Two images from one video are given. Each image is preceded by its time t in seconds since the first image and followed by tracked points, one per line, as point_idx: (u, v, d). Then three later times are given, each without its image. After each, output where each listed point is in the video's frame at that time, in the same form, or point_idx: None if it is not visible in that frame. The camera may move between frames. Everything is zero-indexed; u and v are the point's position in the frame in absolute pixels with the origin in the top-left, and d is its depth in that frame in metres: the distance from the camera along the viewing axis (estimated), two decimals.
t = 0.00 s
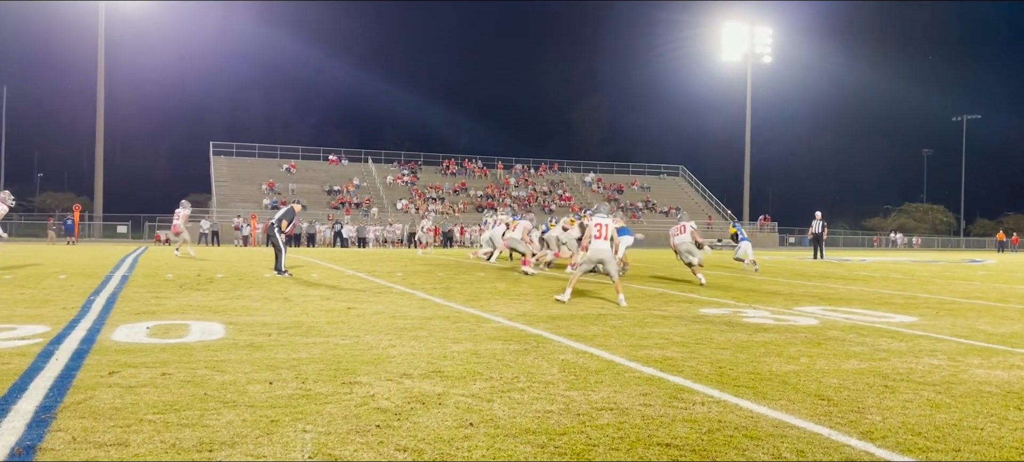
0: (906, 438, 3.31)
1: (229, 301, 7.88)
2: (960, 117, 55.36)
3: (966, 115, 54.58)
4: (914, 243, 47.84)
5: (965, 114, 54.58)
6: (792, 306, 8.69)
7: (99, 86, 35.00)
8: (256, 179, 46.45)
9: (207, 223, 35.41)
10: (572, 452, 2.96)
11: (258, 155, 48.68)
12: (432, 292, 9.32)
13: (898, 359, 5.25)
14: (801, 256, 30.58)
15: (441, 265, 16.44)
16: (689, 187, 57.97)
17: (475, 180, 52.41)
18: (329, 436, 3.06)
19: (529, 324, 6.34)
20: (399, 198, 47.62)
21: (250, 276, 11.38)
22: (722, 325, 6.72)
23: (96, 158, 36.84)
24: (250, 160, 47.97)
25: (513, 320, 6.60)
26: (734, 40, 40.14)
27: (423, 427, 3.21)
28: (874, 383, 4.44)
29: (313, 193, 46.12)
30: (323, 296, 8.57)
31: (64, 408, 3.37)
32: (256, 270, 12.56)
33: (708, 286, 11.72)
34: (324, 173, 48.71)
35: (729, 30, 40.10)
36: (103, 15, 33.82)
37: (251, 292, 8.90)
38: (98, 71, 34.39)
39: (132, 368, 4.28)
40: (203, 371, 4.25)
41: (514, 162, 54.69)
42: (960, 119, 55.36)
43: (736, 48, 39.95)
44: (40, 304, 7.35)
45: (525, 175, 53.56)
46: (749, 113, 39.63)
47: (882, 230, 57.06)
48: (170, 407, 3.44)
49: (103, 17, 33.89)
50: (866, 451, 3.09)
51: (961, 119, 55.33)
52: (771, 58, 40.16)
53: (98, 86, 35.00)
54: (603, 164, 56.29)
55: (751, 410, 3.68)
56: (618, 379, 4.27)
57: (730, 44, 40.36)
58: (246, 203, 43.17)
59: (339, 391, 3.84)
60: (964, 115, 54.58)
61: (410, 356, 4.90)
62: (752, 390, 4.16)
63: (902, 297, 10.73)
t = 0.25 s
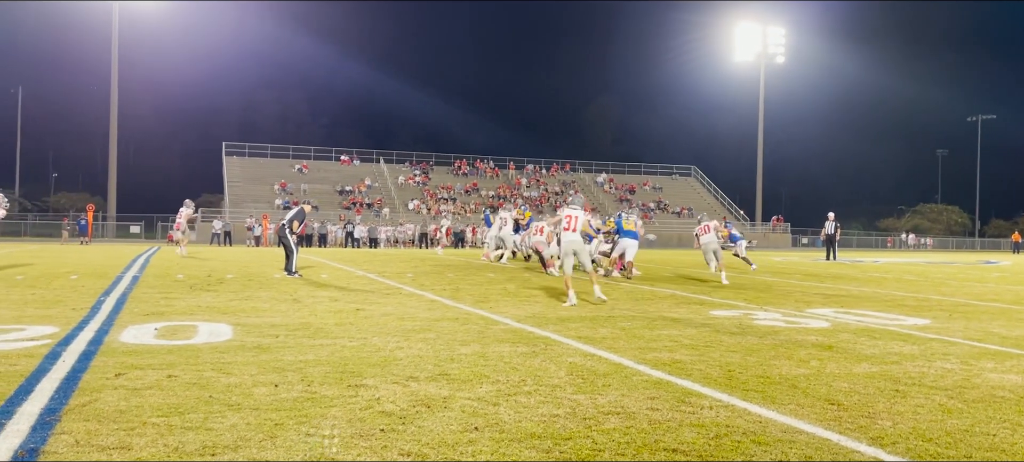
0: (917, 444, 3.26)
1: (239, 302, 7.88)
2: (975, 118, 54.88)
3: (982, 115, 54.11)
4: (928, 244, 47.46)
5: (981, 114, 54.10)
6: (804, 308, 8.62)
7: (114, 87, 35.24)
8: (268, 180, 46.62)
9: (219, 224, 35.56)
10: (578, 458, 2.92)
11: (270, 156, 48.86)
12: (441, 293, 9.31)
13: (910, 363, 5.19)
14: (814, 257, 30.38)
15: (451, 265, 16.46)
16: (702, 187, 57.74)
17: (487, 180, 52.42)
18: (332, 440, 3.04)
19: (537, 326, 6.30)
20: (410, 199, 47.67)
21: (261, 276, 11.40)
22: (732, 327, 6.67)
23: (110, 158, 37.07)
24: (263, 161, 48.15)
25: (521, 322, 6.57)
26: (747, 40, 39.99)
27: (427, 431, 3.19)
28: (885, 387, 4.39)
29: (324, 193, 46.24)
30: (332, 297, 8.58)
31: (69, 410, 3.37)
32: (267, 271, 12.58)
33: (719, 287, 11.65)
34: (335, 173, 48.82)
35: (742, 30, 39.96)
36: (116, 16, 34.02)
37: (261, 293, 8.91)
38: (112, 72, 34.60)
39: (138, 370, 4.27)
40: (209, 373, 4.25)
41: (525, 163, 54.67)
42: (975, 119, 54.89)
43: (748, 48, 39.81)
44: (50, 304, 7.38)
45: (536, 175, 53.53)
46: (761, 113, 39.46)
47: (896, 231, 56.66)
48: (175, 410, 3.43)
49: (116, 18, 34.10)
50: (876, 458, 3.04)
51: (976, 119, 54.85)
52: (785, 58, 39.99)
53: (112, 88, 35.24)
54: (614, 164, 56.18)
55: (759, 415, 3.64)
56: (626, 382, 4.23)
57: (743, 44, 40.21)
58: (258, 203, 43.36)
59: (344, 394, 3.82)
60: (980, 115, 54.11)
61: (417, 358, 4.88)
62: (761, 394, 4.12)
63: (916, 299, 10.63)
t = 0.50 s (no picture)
0: (935, 448, 3.22)
1: (254, 302, 7.91)
2: (995, 117, 54.29)
3: (1001, 115, 53.51)
4: (947, 245, 47.02)
5: (1001, 114, 53.52)
6: (820, 309, 8.55)
7: (132, 89, 35.56)
8: (284, 180, 46.84)
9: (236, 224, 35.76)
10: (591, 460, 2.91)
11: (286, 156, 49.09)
12: (455, 293, 9.30)
13: (928, 365, 5.13)
14: (831, 258, 30.14)
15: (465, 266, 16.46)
16: (717, 188, 57.48)
17: (501, 181, 52.44)
18: (345, 441, 3.04)
19: (551, 327, 6.29)
20: (425, 199, 47.74)
21: (276, 276, 11.45)
22: (747, 329, 6.62)
23: (127, 159, 37.37)
24: (278, 161, 48.39)
25: (535, 323, 6.56)
26: (763, 40, 39.81)
27: (440, 432, 3.18)
28: (903, 390, 4.34)
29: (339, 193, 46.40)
30: (346, 297, 8.60)
31: (84, 410, 3.39)
32: (282, 271, 12.63)
33: (734, 288, 11.59)
34: (350, 174, 48.98)
35: (757, 30, 39.80)
36: (134, 17, 34.30)
37: (276, 293, 8.94)
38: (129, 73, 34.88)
39: (154, 370, 4.30)
40: (224, 373, 4.27)
41: (540, 163, 54.64)
42: (995, 119, 54.30)
43: (764, 48, 39.62)
44: (68, 305, 7.43)
45: (551, 176, 53.50)
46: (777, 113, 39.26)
47: (914, 231, 56.17)
48: (189, 410, 3.45)
49: (134, 19, 34.38)
50: None
51: (996, 119, 54.26)
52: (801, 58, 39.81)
53: (131, 89, 35.57)
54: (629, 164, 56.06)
55: (774, 418, 3.61)
56: (640, 384, 4.21)
57: (758, 44, 40.03)
58: (274, 203, 43.60)
59: (357, 395, 3.83)
60: (1000, 114, 53.52)
61: (430, 359, 4.87)
62: (777, 396, 4.08)
63: (933, 300, 10.51)
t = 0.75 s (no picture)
0: (961, 453, 3.17)
1: (272, 302, 7.94)
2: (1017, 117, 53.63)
3: None
4: (968, 246, 46.56)
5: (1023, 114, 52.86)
6: (840, 311, 8.46)
7: (152, 90, 35.88)
8: (301, 181, 47.07)
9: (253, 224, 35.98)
10: None
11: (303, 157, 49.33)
12: (472, 294, 9.30)
13: (951, 369, 5.07)
14: (850, 259, 29.86)
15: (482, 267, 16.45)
16: (734, 188, 57.16)
17: (517, 181, 52.43)
18: (364, 442, 3.04)
19: (569, 329, 6.26)
20: (441, 200, 47.81)
21: (294, 277, 11.48)
22: (767, 331, 6.56)
23: (147, 160, 37.70)
24: (296, 162, 48.64)
25: (553, 324, 6.54)
26: (780, 40, 39.54)
27: (459, 435, 3.17)
28: (926, 394, 4.28)
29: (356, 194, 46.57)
30: (363, 297, 8.62)
31: (106, 410, 3.41)
32: (300, 271, 12.68)
33: (752, 290, 11.51)
34: (367, 174, 49.15)
35: (774, 30, 39.55)
36: (153, 19, 34.60)
37: (294, 293, 8.96)
38: (149, 74, 35.19)
39: (174, 370, 4.32)
40: (243, 373, 4.28)
41: (556, 164, 54.60)
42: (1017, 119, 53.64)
43: (782, 47, 39.33)
44: (89, 305, 7.48)
45: (567, 176, 53.43)
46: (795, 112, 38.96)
47: (934, 232, 55.61)
48: (209, 411, 3.46)
49: (153, 21, 34.68)
50: None
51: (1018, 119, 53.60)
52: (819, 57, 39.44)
53: (150, 91, 35.89)
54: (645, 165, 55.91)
55: (796, 421, 3.58)
56: (659, 387, 4.18)
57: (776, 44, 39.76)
58: (292, 204, 43.84)
59: (376, 396, 3.83)
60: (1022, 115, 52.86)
61: (448, 360, 4.87)
62: (798, 399, 4.04)
63: (955, 302, 10.38)
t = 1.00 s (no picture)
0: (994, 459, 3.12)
1: (295, 303, 7.96)
2: None
3: None
4: (993, 247, 46.08)
5: None
6: (866, 314, 8.37)
7: (174, 92, 36.21)
8: (322, 181, 47.30)
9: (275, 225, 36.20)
10: None
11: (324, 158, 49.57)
12: (493, 295, 9.29)
13: (982, 373, 4.99)
14: (873, 260, 29.53)
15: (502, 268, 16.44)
16: (755, 189, 56.80)
17: (536, 182, 52.40)
18: (392, 444, 3.04)
19: (592, 331, 6.23)
20: (460, 200, 47.87)
21: (316, 277, 11.52)
22: (792, 334, 6.50)
23: (169, 162, 38.04)
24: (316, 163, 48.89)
25: (576, 326, 6.51)
26: (802, 39, 39.21)
27: (486, 437, 3.16)
28: (957, 398, 4.22)
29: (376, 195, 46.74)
30: (385, 298, 8.65)
31: (135, 410, 3.44)
32: (321, 271, 12.73)
33: (775, 292, 11.42)
34: (387, 175, 49.33)
35: (796, 30, 39.23)
36: (175, 21, 34.92)
37: (317, 294, 8.99)
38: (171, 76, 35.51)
39: (201, 371, 4.35)
40: (269, 374, 4.30)
41: (575, 164, 54.52)
42: None
43: (803, 47, 38.99)
44: (115, 305, 7.54)
45: (586, 177, 53.35)
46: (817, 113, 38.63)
47: (959, 233, 54.97)
48: (236, 412, 3.48)
49: (175, 24, 35.00)
50: None
51: None
52: (841, 57, 39.04)
53: (172, 92, 36.22)
54: (665, 165, 55.71)
55: (826, 426, 3.54)
56: (685, 390, 4.16)
57: (797, 43, 39.41)
58: (312, 205, 44.10)
59: (402, 398, 3.82)
60: None
61: (471, 361, 4.86)
62: (827, 403, 4.00)
63: (982, 305, 10.24)
